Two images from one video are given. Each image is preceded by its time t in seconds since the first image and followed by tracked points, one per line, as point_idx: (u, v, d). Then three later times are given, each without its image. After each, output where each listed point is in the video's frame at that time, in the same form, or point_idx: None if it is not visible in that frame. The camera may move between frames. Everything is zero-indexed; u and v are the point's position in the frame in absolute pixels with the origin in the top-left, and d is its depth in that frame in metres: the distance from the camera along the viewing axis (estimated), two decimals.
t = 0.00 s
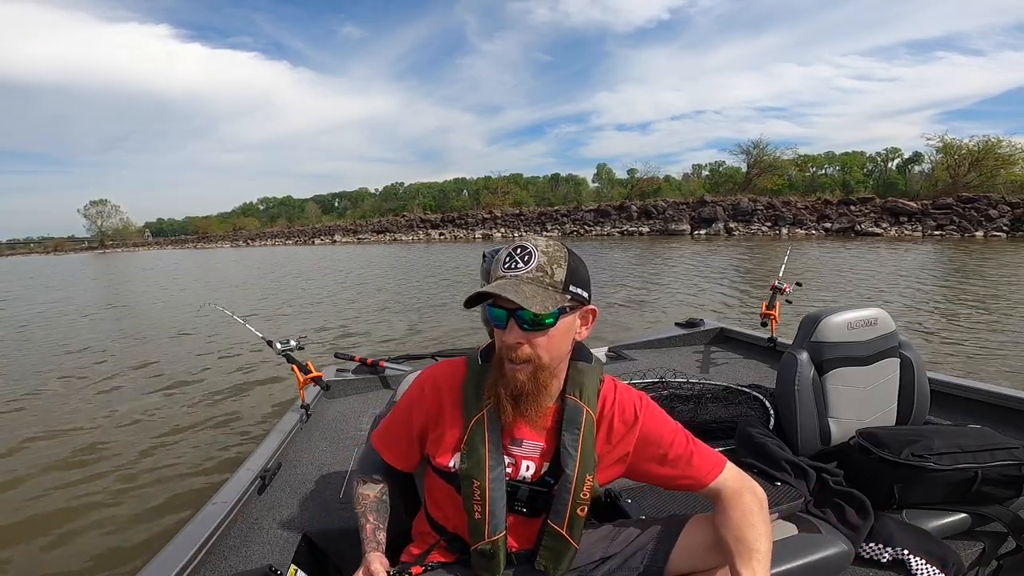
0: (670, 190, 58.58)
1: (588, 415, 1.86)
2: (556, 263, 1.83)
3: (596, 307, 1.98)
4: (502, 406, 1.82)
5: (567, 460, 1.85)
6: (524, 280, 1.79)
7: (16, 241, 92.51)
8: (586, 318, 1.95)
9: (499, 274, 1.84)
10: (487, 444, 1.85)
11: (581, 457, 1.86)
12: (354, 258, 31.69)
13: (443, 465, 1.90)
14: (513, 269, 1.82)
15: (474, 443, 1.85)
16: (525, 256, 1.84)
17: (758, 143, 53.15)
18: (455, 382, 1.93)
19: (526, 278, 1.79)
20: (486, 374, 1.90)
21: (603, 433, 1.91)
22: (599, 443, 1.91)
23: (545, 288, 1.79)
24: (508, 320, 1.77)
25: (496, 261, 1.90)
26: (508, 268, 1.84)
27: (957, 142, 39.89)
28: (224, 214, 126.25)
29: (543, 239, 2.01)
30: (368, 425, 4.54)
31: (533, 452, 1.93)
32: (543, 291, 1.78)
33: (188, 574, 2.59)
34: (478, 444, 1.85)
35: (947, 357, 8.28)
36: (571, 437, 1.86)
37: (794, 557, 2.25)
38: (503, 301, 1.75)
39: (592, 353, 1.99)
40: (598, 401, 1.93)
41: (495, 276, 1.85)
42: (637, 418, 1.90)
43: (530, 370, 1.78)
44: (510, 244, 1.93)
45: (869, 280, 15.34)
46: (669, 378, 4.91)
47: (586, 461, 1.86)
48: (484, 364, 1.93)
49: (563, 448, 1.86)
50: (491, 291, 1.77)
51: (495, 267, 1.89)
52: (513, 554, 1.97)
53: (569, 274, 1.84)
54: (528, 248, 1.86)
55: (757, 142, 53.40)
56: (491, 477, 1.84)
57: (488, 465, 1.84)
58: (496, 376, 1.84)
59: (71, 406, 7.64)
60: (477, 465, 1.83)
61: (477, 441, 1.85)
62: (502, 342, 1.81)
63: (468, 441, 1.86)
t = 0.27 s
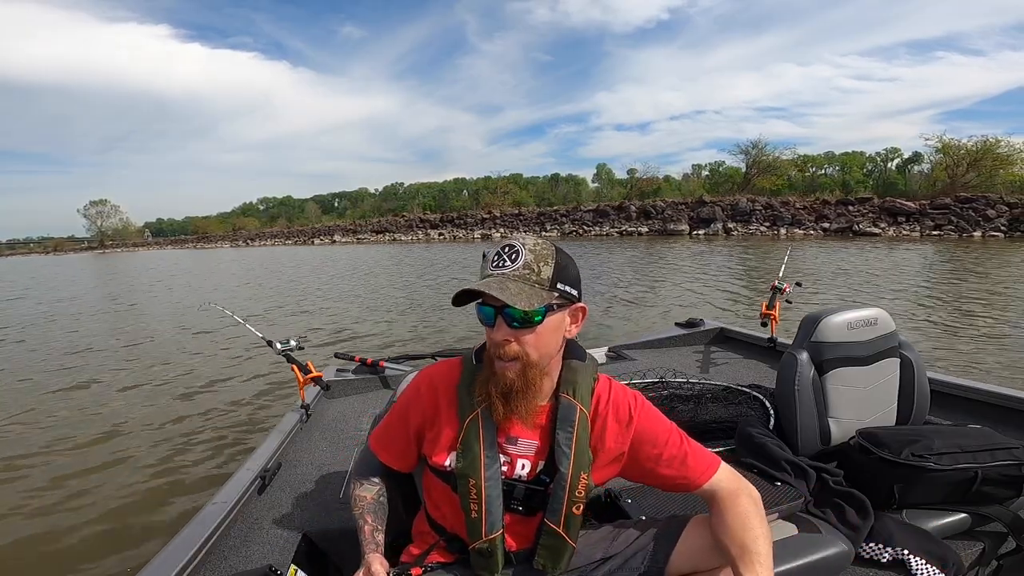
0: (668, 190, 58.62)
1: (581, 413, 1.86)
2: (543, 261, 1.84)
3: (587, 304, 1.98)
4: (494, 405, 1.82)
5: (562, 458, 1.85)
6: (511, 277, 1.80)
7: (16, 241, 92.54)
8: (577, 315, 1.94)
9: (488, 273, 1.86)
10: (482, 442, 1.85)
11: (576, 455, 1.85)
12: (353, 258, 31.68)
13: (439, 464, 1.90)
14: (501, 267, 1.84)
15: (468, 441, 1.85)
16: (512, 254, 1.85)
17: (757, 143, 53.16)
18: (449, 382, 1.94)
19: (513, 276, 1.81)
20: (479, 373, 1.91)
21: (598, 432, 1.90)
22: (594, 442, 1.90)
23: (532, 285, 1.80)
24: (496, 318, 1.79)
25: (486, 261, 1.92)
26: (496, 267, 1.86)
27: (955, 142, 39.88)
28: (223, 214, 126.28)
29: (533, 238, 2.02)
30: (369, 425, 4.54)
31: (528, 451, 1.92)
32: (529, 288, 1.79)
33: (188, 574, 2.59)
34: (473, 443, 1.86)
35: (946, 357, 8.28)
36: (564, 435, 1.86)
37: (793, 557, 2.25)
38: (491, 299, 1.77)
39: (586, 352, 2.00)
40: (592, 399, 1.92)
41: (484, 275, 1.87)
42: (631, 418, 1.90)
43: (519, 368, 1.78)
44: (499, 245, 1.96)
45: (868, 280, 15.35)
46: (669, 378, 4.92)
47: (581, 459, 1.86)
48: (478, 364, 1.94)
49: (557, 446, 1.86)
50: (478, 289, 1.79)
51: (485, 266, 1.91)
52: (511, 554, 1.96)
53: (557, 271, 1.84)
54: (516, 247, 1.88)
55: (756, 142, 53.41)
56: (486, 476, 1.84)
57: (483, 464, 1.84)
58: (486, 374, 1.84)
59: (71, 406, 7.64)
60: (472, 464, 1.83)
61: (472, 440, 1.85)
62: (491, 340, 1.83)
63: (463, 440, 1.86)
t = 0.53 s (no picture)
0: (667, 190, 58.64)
1: (577, 413, 1.86)
2: (533, 262, 1.83)
3: (580, 306, 1.97)
4: (487, 407, 1.82)
5: (557, 459, 1.85)
6: (499, 279, 1.80)
7: (16, 240, 92.63)
8: (570, 316, 1.93)
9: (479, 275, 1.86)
10: (477, 443, 1.85)
11: (572, 455, 1.85)
12: (352, 258, 31.69)
13: (435, 465, 1.90)
14: (491, 268, 1.84)
15: (464, 442, 1.85)
16: (502, 255, 1.85)
17: (756, 143, 53.18)
18: (445, 384, 1.94)
19: (503, 278, 1.80)
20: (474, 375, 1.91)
21: (596, 434, 1.90)
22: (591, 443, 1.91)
23: (522, 287, 1.79)
24: (487, 319, 1.79)
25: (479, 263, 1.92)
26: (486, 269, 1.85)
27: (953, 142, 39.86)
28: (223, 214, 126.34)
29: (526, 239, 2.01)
30: (369, 425, 4.55)
31: (525, 451, 1.92)
32: (519, 290, 1.79)
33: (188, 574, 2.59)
34: (469, 444, 1.85)
35: (945, 357, 8.27)
36: (560, 435, 1.86)
37: (792, 557, 2.25)
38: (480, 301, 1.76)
39: (582, 352, 2.00)
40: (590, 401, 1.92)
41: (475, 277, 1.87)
42: (630, 419, 1.90)
43: (511, 369, 1.78)
44: (492, 246, 1.96)
45: (867, 280, 15.34)
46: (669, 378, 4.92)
47: (578, 459, 1.86)
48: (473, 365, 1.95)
49: (553, 447, 1.86)
50: (468, 291, 1.79)
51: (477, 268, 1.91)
52: (509, 554, 1.96)
53: (547, 272, 1.83)
54: (506, 248, 1.88)
55: (754, 143, 53.42)
56: (483, 477, 1.84)
57: (479, 465, 1.84)
58: (479, 376, 1.84)
59: (70, 405, 7.64)
60: (468, 465, 1.83)
61: (468, 442, 1.86)
62: (482, 343, 1.83)
63: (458, 441, 1.86)
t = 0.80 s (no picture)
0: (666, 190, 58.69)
1: (575, 413, 1.86)
2: (522, 258, 1.86)
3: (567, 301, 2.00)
4: (486, 409, 1.82)
5: (557, 459, 1.84)
6: (492, 277, 1.81)
7: (15, 240, 92.63)
8: (559, 310, 1.96)
9: (468, 274, 1.86)
10: (473, 446, 1.85)
11: (571, 456, 1.85)
12: (351, 258, 31.71)
13: (431, 469, 1.89)
14: (481, 267, 1.84)
15: (459, 445, 1.84)
16: (491, 254, 1.86)
17: (754, 143, 53.22)
18: (437, 388, 1.94)
19: (495, 276, 1.81)
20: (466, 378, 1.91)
21: (593, 432, 1.90)
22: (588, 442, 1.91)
23: (515, 284, 1.81)
24: (481, 319, 1.80)
25: (465, 263, 1.92)
26: (475, 268, 1.85)
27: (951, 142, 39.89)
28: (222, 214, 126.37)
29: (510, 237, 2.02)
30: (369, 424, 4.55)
31: (522, 452, 1.92)
32: (511, 288, 1.81)
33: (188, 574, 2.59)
34: (464, 447, 1.85)
35: (944, 357, 8.28)
36: (558, 435, 1.85)
37: (791, 557, 2.25)
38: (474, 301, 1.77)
39: (573, 351, 2.01)
40: (586, 400, 1.92)
41: (464, 277, 1.87)
42: (629, 419, 1.91)
43: (509, 369, 1.79)
44: (476, 245, 1.95)
45: (866, 280, 15.36)
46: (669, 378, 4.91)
47: (577, 460, 1.86)
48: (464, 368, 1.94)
49: (552, 447, 1.86)
50: (462, 291, 1.78)
51: (464, 268, 1.90)
52: (507, 556, 1.94)
53: (536, 268, 1.86)
54: (493, 246, 1.89)
55: (753, 143, 53.46)
56: (480, 480, 1.83)
57: (475, 468, 1.83)
58: (476, 378, 1.84)
59: (70, 405, 7.65)
60: (463, 467, 1.83)
61: (463, 445, 1.85)
62: (477, 343, 1.84)
63: (453, 446, 1.85)
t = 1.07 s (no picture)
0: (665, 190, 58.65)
1: (572, 404, 1.87)
2: (542, 252, 1.90)
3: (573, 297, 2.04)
4: (497, 400, 1.82)
5: (557, 451, 1.85)
6: (517, 267, 1.82)
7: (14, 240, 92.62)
8: (565, 306, 1.98)
9: (489, 263, 1.84)
10: (474, 441, 1.85)
11: (571, 448, 1.86)
12: (349, 258, 31.68)
13: (431, 467, 1.89)
14: (504, 256, 1.83)
15: (460, 440, 1.84)
16: (514, 245, 1.87)
17: (753, 144, 53.19)
18: (439, 384, 1.94)
19: (520, 265, 1.82)
20: (469, 373, 1.90)
21: (589, 424, 1.92)
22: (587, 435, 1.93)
23: (538, 274, 1.84)
24: (503, 307, 1.80)
25: (482, 251, 1.90)
26: (497, 257, 1.84)
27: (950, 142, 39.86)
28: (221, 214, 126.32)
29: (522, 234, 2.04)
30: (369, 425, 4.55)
31: (522, 447, 1.92)
32: (534, 276, 1.83)
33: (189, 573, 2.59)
34: (464, 444, 1.85)
35: (943, 357, 8.27)
36: (559, 428, 1.86)
37: (791, 557, 2.25)
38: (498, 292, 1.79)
39: (570, 346, 2.01)
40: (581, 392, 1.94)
41: (483, 265, 1.85)
42: (622, 409, 1.93)
43: (523, 359, 1.80)
44: (493, 237, 1.94)
45: (865, 280, 15.35)
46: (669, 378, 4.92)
47: (576, 452, 1.86)
48: (465, 364, 1.93)
49: (551, 440, 1.86)
50: (489, 276, 1.78)
51: (481, 258, 1.88)
52: (508, 554, 1.95)
53: (554, 262, 1.91)
54: (515, 238, 1.90)
55: (751, 143, 53.46)
56: (480, 476, 1.83)
57: (476, 464, 1.83)
58: (485, 369, 1.83)
59: (69, 405, 7.64)
60: (464, 464, 1.82)
61: (463, 440, 1.85)
62: (494, 332, 1.83)
63: (454, 442, 1.85)
